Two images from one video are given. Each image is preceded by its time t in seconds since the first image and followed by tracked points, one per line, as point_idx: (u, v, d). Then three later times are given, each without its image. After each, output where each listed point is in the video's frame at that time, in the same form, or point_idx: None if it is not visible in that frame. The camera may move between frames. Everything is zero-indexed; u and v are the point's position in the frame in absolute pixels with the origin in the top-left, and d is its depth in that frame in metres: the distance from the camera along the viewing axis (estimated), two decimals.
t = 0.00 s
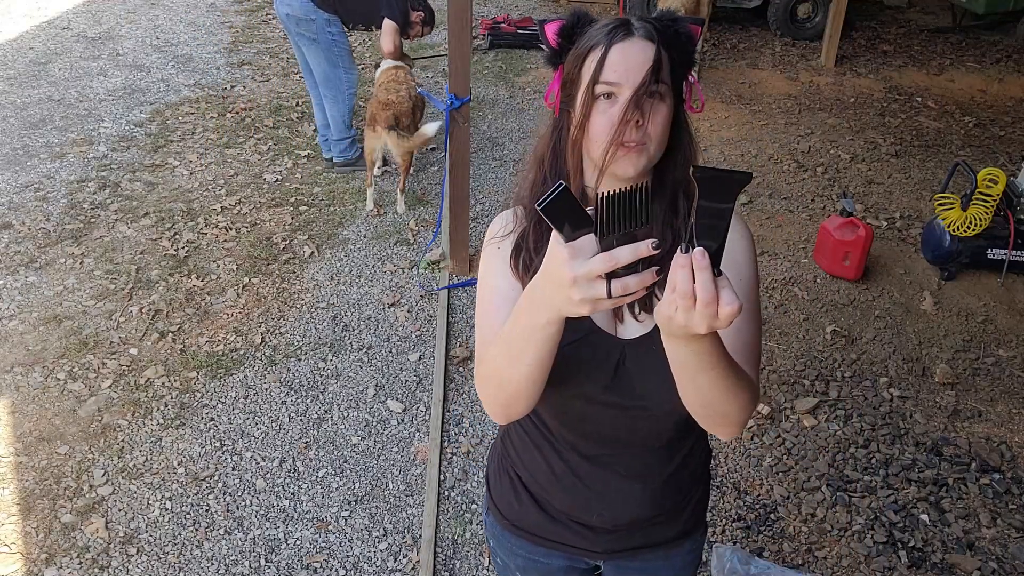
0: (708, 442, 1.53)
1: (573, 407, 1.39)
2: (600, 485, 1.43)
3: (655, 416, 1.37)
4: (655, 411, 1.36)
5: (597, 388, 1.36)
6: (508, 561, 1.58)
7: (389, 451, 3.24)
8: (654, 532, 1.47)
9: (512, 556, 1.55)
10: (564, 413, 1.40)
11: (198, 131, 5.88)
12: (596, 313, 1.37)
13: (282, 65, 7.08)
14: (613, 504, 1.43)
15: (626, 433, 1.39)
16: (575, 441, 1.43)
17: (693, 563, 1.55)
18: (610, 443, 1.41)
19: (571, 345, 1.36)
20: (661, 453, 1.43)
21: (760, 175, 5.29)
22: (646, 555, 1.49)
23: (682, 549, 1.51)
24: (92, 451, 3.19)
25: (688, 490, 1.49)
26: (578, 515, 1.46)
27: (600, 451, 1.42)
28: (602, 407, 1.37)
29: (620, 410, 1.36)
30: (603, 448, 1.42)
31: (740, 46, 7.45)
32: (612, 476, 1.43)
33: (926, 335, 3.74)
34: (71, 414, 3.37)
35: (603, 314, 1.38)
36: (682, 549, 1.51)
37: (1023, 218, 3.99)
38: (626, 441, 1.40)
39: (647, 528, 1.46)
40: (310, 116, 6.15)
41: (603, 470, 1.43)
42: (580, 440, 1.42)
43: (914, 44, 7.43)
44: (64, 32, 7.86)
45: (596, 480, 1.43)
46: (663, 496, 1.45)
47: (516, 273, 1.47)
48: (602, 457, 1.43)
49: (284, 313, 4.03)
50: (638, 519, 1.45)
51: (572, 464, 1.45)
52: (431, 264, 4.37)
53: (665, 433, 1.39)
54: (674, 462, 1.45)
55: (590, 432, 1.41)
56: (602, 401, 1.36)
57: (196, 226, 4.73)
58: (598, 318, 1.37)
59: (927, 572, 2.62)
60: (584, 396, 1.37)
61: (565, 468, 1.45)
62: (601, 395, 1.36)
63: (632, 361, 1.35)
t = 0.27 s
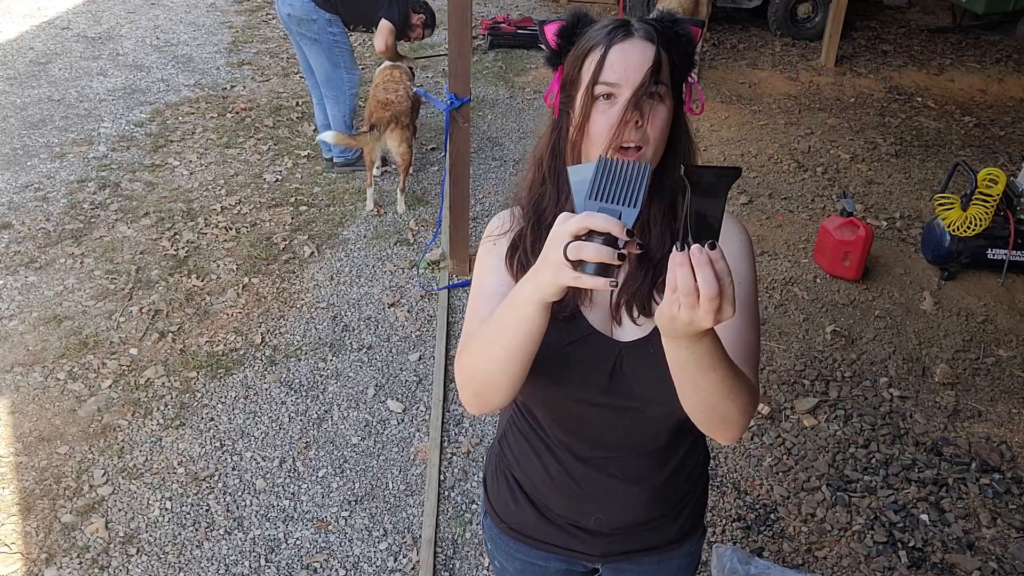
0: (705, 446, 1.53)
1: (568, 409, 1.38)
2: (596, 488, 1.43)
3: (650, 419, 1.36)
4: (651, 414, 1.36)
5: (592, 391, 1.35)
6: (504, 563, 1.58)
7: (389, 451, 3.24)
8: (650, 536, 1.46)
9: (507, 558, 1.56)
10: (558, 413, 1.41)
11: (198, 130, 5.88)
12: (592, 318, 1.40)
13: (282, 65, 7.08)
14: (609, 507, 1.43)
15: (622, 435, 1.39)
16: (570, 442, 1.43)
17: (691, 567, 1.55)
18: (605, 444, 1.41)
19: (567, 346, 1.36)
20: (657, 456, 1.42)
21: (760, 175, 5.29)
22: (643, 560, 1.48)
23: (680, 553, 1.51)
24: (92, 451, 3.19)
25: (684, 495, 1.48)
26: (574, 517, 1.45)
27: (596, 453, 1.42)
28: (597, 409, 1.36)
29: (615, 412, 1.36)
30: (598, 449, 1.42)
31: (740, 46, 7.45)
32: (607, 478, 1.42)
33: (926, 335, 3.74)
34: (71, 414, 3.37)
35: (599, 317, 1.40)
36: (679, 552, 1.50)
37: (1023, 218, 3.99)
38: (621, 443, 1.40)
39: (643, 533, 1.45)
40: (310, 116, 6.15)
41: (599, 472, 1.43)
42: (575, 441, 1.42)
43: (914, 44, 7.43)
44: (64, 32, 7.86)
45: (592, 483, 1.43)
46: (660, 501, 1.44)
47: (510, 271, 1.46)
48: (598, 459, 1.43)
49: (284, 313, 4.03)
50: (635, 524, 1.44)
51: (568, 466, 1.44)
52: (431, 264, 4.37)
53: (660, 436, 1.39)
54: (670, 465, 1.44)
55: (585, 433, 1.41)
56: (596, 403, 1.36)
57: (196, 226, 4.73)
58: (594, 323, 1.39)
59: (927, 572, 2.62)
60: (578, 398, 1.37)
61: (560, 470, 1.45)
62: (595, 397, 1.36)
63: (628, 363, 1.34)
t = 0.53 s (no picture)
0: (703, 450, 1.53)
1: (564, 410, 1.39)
2: (592, 491, 1.43)
3: (647, 422, 1.36)
4: (647, 418, 1.36)
5: (588, 392, 1.35)
6: (501, 566, 1.58)
7: (389, 451, 3.24)
8: (648, 540, 1.46)
9: (504, 560, 1.56)
10: (554, 414, 1.41)
11: (198, 131, 5.89)
12: (589, 319, 1.40)
13: (282, 65, 7.08)
14: (605, 510, 1.43)
15: (617, 437, 1.39)
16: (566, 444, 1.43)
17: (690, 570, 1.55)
18: (601, 447, 1.41)
19: (564, 347, 1.36)
20: (653, 459, 1.42)
21: (760, 175, 5.29)
22: (642, 565, 1.48)
23: (680, 556, 1.51)
24: (92, 451, 3.19)
25: (682, 499, 1.48)
26: (571, 520, 1.45)
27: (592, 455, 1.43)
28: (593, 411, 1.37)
29: (611, 414, 1.36)
30: (594, 452, 1.42)
31: (740, 46, 7.45)
32: (603, 482, 1.42)
33: (926, 335, 3.74)
34: (71, 414, 3.37)
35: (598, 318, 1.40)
36: (676, 557, 1.50)
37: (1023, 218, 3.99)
38: (617, 446, 1.40)
39: (640, 537, 1.45)
40: (310, 116, 6.15)
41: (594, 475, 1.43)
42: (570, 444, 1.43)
43: (914, 44, 7.43)
44: (64, 32, 7.86)
45: (588, 486, 1.43)
46: (656, 503, 1.44)
47: (507, 270, 1.45)
48: (594, 462, 1.43)
49: (284, 313, 4.03)
50: (631, 527, 1.44)
51: (564, 469, 1.45)
52: (431, 264, 4.37)
53: (657, 439, 1.39)
54: (666, 468, 1.44)
55: (581, 436, 1.41)
56: (592, 406, 1.36)
57: (196, 226, 4.73)
58: (591, 324, 1.39)
59: (927, 572, 2.61)
60: (573, 400, 1.37)
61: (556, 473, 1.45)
62: (591, 399, 1.36)
63: (624, 365, 1.34)
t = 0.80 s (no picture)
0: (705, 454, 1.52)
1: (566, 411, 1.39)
2: (590, 493, 1.43)
3: (646, 426, 1.36)
4: (647, 422, 1.35)
5: (585, 393, 1.35)
6: (499, 564, 1.58)
7: (389, 451, 3.24)
8: (647, 543, 1.45)
9: (503, 559, 1.55)
10: (553, 414, 1.41)
11: (197, 131, 5.88)
12: (589, 320, 1.40)
13: (282, 64, 7.08)
14: (603, 512, 1.43)
15: (616, 439, 1.39)
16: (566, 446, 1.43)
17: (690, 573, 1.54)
18: (601, 449, 1.41)
19: (563, 348, 1.36)
20: (652, 462, 1.42)
21: (760, 175, 5.29)
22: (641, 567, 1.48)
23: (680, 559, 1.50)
24: (92, 451, 3.19)
25: (682, 503, 1.47)
26: (569, 521, 1.45)
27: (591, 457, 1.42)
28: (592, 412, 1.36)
29: (609, 417, 1.36)
30: (593, 455, 1.42)
31: (740, 46, 7.45)
32: (601, 484, 1.42)
33: (926, 335, 3.74)
34: (71, 414, 3.37)
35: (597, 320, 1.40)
36: (676, 561, 1.50)
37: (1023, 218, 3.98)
38: (617, 448, 1.40)
39: (639, 540, 1.45)
40: (310, 116, 6.15)
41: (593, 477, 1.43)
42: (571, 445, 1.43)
43: (914, 44, 7.42)
44: (63, 32, 7.86)
45: (587, 487, 1.43)
46: (656, 506, 1.44)
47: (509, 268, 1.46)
48: (594, 464, 1.43)
49: (284, 313, 4.03)
50: (630, 530, 1.44)
51: (563, 469, 1.45)
52: (431, 264, 4.37)
53: (656, 443, 1.39)
54: (666, 472, 1.44)
55: (581, 437, 1.41)
56: (590, 407, 1.36)
57: (196, 226, 4.73)
58: (591, 325, 1.39)
59: (927, 572, 2.61)
60: (571, 401, 1.37)
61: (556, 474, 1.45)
62: (589, 401, 1.36)
63: (623, 367, 1.34)
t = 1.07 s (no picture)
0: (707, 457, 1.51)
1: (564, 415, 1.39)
2: (591, 493, 1.43)
3: (646, 428, 1.35)
4: (646, 424, 1.35)
5: (586, 394, 1.35)
6: (500, 564, 1.58)
7: (389, 451, 3.24)
8: (647, 545, 1.45)
9: (504, 558, 1.55)
10: (555, 416, 1.41)
11: (197, 131, 5.88)
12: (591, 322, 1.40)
13: (282, 64, 7.08)
14: (603, 512, 1.43)
15: (617, 440, 1.39)
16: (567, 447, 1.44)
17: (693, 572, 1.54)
18: (602, 450, 1.41)
19: (563, 349, 1.36)
20: (653, 464, 1.42)
21: (760, 175, 5.29)
22: (642, 568, 1.47)
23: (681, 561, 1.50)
24: (92, 451, 3.19)
25: (683, 505, 1.47)
26: (570, 522, 1.45)
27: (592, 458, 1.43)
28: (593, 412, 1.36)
29: (610, 418, 1.36)
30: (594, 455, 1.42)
31: (740, 46, 7.45)
32: (602, 485, 1.42)
33: (926, 335, 3.74)
34: (71, 414, 3.37)
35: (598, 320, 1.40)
36: (677, 564, 1.49)
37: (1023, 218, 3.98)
38: (618, 450, 1.40)
39: (639, 541, 1.45)
40: (310, 116, 6.15)
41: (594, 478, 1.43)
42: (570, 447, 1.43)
43: (914, 44, 7.42)
44: (64, 32, 7.86)
45: (587, 489, 1.43)
46: (657, 507, 1.44)
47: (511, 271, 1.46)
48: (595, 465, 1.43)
49: (284, 313, 4.03)
50: (630, 531, 1.44)
51: (564, 470, 1.45)
52: (431, 264, 4.37)
53: (657, 444, 1.38)
54: (667, 474, 1.44)
55: (581, 438, 1.41)
56: (591, 408, 1.36)
57: (196, 226, 4.73)
58: (593, 327, 1.39)
59: (928, 572, 2.61)
60: (572, 403, 1.37)
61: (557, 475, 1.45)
62: (590, 403, 1.36)
63: (624, 368, 1.34)
